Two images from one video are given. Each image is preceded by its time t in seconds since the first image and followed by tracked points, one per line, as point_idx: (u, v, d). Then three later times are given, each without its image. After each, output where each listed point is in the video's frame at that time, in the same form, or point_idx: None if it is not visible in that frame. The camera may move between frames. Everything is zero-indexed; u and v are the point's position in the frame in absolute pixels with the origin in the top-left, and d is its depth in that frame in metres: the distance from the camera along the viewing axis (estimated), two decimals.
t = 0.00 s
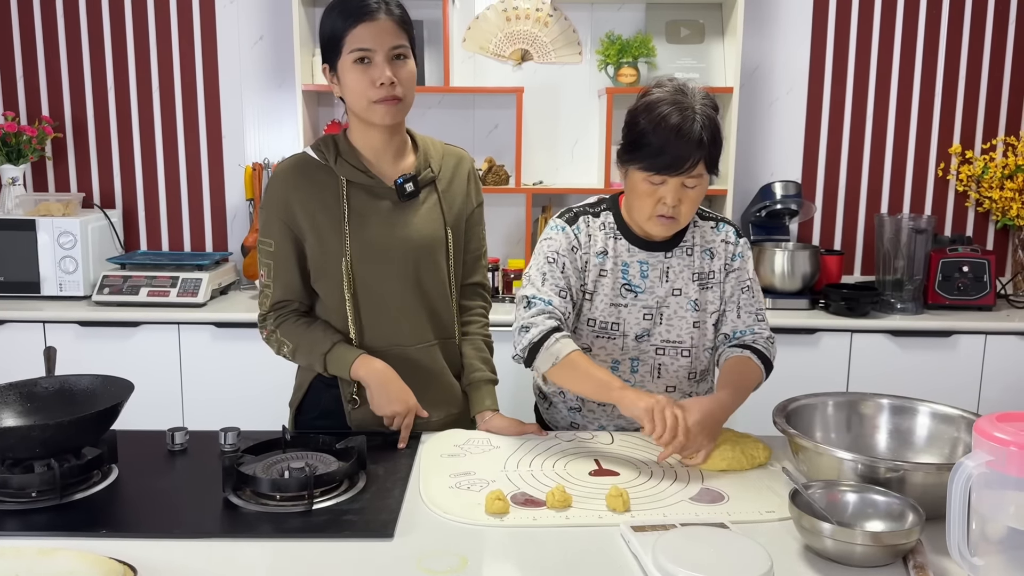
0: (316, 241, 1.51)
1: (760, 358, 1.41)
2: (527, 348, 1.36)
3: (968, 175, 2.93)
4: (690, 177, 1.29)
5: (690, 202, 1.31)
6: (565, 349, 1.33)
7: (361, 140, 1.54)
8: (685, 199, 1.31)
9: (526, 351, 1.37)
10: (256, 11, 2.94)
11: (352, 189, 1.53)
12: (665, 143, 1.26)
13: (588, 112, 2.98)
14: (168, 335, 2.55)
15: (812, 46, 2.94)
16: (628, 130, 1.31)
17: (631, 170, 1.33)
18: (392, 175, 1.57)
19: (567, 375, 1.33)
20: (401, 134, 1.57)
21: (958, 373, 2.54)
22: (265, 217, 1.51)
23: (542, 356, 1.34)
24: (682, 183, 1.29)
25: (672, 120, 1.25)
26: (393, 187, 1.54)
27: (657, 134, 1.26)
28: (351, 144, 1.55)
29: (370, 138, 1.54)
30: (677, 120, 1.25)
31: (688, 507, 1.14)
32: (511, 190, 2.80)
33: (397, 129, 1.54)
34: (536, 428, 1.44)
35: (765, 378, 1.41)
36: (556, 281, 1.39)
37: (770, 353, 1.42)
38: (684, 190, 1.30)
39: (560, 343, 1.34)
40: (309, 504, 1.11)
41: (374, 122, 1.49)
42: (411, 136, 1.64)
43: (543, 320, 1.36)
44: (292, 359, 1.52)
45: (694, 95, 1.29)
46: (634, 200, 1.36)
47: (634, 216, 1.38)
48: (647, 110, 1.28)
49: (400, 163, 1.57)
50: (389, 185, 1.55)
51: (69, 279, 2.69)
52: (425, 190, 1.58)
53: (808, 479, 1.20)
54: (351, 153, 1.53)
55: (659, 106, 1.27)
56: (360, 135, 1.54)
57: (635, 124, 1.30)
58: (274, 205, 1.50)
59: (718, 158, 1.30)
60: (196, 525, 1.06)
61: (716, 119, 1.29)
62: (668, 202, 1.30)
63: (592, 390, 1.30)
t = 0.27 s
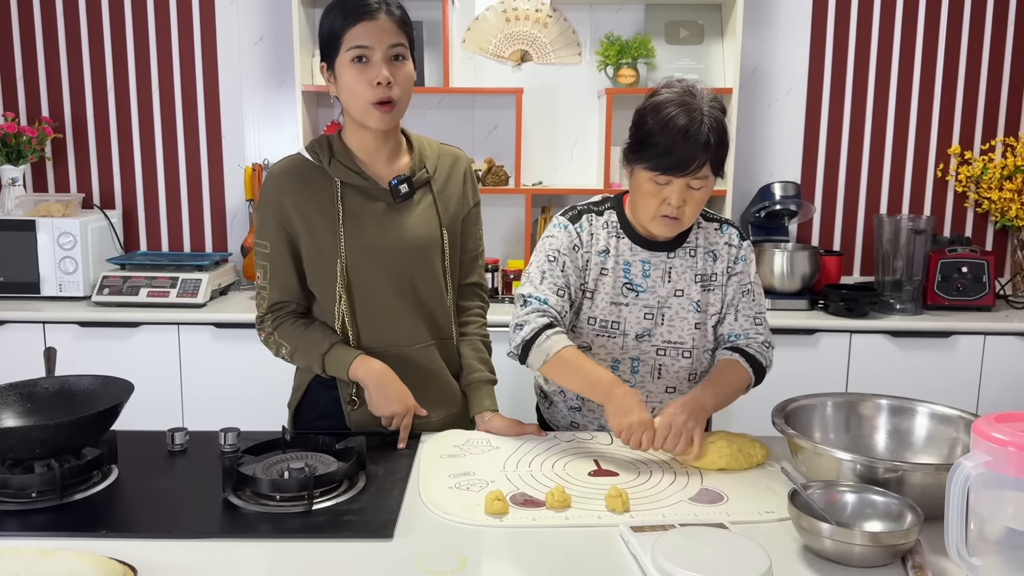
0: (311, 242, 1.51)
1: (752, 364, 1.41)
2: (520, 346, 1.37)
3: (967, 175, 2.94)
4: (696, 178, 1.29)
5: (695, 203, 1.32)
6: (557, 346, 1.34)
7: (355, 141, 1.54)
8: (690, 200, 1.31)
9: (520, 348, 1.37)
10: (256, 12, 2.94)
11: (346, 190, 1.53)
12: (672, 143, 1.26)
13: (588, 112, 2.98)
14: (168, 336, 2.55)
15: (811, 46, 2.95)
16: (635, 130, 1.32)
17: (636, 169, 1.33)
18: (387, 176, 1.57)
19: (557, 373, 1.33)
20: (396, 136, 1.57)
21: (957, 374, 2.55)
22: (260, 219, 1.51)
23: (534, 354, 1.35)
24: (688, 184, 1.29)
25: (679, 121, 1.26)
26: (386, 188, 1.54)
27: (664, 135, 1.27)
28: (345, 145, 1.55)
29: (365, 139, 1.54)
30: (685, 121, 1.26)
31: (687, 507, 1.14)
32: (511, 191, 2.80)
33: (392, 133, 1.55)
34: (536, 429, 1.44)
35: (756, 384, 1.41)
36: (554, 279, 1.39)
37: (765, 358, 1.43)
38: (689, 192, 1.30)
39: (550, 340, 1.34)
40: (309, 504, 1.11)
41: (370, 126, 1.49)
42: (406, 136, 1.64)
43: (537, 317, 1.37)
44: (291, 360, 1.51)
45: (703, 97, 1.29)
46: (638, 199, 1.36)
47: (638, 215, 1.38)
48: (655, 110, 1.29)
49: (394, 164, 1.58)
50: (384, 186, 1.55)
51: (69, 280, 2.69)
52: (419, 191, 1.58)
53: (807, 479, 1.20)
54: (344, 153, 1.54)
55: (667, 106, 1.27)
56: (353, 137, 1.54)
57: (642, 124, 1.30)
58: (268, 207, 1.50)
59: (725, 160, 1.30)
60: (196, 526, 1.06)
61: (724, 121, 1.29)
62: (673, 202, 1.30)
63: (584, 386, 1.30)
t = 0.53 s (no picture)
0: (307, 243, 1.51)
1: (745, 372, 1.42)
2: (512, 345, 1.43)
3: (967, 176, 2.94)
4: (697, 178, 1.29)
5: (696, 204, 1.32)
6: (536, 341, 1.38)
7: (353, 141, 1.54)
8: (692, 200, 1.31)
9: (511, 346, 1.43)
10: (256, 13, 2.95)
11: (343, 191, 1.52)
12: (674, 143, 1.26)
13: (588, 113, 2.98)
14: (167, 336, 2.55)
15: (810, 47, 2.95)
16: (637, 130, 1.32)
17: (637, 169, 1.33)
18: (383, 177, 1.57)
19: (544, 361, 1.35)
20: (394, 136, 1.57)
21: (957, 374, 2.55)
22: (257, 221, 1.52)
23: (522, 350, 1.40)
24: (689, 184, 1.30)
25: (681, 121, 1.26)
26: (382, 190, 1.54)
27: (666, 134, 1.27)
28: (343, 145, 1.55)
29: (363, 139, 1.53)
30: (687, 121, 1.26)
31: (687, 508, 1.15)
32: (511, 192, 2.80)
33: (390, 134, 1.55)
34: (536, 429, 1.44)
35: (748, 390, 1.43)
36: (537, 283, 1.43)
37: (759, 361, 1.44)
38: (690, 192, 1.30)
39: (526, 337, 1.39)
40: (309, 504, 1.11)
41: (368, 127, 1.49)
42: (404, 135, 1.64)
43: (517, 318, 1.42)
44: (290, 360, 1.52)
45: (706, 98, 1.30)
46: (640, 199, 1.36)
47: (639, 215, 1.38)
48: (657, 110, 1.29)
49: (391, 166, 1.58)
50: (380, 188, 1.55)
51: (69, 280, 2.69)
52: (417, 191, 1.58)
53: (806, 480, 1.20)
54: (342, 154, 1.53)
55: (669, 106, 1.28)
56: (350, 136, 1.54)
57: (644, 124, 1.30)
58: (265, 208, 1.51)
59: (726, 161, 1.31)
60: (196, 526, 1.06)
61: (726, 122, 1.30)
62: (674, 202, 1.31)
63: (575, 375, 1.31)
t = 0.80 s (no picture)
0: (308, 243, 1.51)
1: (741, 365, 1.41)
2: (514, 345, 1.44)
3: (967, 176, 2.95)
4: (692, 174, 1.29)
5: (691, 200, 1.32)
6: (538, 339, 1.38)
7: (355, 141, 1.54)
8: (686, 197, 1.31)
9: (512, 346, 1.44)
10: (256, 13, 2.95)
11: (344, 191, 1.53)
12: (667, 139, 1.26)
13: (588, 113, 2.98)
14: (168, 336, 2.55)
15: (810, 48, 2.95)
16: (632, 126, 1.32)
17: (633, 165, 1.33)
18: (385, 177, 1.57)
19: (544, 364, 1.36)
20: (395, 137, 1.57)
21: (957, 375, 2.55)
22: (259, 222, 1.51)
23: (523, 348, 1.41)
24: (683, 180, 1.30)
25: (675, 117, 1.26)
26: (383, 189, 1.54)
27: (660, 131, 1.27)
28: (344, 145, 1.55)
29: (364, 139, 1.54)
30: (681, 117, 1.26)
31: (687, 508, 1.15)
32: (511, 192, 2.80)
33: (391, 134, 1.55)
34: (536, 429, 1.44)
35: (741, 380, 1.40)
36: (538, 280, 1.43)
37: (756, 359, 1.43)
38: (685, 188, 1.30)
39: (527, 336, 1.40)
40: (309, 504, 1.11)
41: (370, 126, 1.49)
42: (406, 136, 1.65)
43: (519, 318, 1.43)
44: (290, 361, 1.52)
45: (701, 95, 1.30)
46: (635, 196, 1.36)
47: (634, 211, 1.38)
48: (652, 107, 1.29)
49: (393, 166, 1.58)
50: (381, 188, 1.55)
51: (69, 280, 2.69)
52: (418, 191, 1.58)
53: (806, 480, 1.20)
54: (342, 154, 1.53)
55: (663, 102, 1.28)
56: (352, 136, 1.54)
57: (640, 120, 1.30)
58: (266, 209, 1.51)
59: (721, 158, 1.31)
60: (197, 526, 1.06)
61: (721, 119, 1.30)
62: (668, 198, 1.31)
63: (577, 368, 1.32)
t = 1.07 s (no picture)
0: (314, 241, 1.51)
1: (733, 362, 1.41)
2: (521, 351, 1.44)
3: (967, 177, 2.95)
4: (688, 175, 1.29)
5: (688, 201, 1.32)
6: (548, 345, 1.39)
7: (359, 141, 1.55)
8: (683, 198, 1.31)
9: (521, 351, 1.44)
10: (257, 13, 2.95)
11: (348, 190, 1.53)
12: (664, 140, 1.26)
13: (588, 114, 2.98)
14: (168, 336, 2.55)
15: (810, 48, 2.95)
16: (630, 127, 1.32)
17: (631, 166, 1.34)
18: (388, 176, 1.57)
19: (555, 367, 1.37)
20: (399, 137, 1.58)
21: (957, 375, 2.55)
22: (263, 220, 1.50)
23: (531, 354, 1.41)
24: (680, 182, 1.30)
25: (672, 119, 1.26)
26: (388, 189, 1.55)
27: (656, 132, 1.27)
28: (348, 144, 1.56)
29: (368, 139, 1.54)
30: (678, 118, 1.26)
31: (687, 508, 1.15)
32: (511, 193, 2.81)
33: (396, 134, 1.55)
34: (536, 429, 1.44)
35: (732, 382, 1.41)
36: (546, 284, 1.44)
37: (747, 361, 1.43)
38: (682, 189, 1.31)
39: (540, 342, 1.40)
40: (310, 504, 1.11)
41: (374, 127, 1.50)
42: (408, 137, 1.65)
43: (529, 322, 1.43)
44: (294, 353, 1.51)
45: (698, 96, 1.30)
46: (632, 197, 1.36)
47: (632, 212, 1.38)
48: (649, 108, 1.29)
49: (396, 164, 1.58)
50: (386, 187, 1.55)
51: (70, 281, 2.69)
52: (421, 191, 1.58)
53: (806, 480, 1.20)
54: (347, 153, 1.53)
55: (660, 104, 1.28)
56: (357, 136, 1.54)
57: (637, 122, 1.31)
58: (272, 209, 1.49)
59: (718, 160, 1.31)
60: (197, 526, 1.06)
61: (718, 121, 1.30)
62: (665, 199, 1.31)
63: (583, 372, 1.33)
